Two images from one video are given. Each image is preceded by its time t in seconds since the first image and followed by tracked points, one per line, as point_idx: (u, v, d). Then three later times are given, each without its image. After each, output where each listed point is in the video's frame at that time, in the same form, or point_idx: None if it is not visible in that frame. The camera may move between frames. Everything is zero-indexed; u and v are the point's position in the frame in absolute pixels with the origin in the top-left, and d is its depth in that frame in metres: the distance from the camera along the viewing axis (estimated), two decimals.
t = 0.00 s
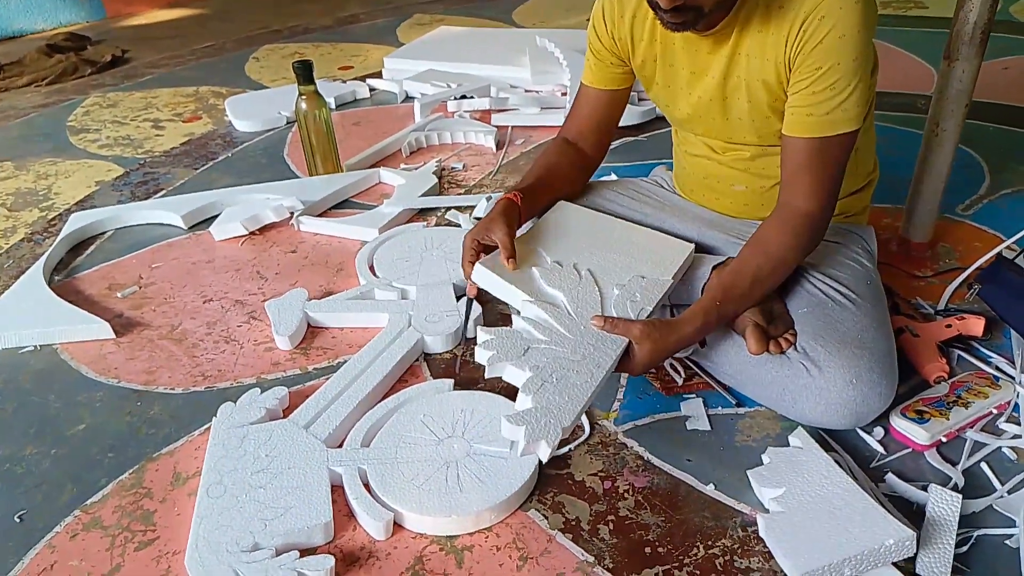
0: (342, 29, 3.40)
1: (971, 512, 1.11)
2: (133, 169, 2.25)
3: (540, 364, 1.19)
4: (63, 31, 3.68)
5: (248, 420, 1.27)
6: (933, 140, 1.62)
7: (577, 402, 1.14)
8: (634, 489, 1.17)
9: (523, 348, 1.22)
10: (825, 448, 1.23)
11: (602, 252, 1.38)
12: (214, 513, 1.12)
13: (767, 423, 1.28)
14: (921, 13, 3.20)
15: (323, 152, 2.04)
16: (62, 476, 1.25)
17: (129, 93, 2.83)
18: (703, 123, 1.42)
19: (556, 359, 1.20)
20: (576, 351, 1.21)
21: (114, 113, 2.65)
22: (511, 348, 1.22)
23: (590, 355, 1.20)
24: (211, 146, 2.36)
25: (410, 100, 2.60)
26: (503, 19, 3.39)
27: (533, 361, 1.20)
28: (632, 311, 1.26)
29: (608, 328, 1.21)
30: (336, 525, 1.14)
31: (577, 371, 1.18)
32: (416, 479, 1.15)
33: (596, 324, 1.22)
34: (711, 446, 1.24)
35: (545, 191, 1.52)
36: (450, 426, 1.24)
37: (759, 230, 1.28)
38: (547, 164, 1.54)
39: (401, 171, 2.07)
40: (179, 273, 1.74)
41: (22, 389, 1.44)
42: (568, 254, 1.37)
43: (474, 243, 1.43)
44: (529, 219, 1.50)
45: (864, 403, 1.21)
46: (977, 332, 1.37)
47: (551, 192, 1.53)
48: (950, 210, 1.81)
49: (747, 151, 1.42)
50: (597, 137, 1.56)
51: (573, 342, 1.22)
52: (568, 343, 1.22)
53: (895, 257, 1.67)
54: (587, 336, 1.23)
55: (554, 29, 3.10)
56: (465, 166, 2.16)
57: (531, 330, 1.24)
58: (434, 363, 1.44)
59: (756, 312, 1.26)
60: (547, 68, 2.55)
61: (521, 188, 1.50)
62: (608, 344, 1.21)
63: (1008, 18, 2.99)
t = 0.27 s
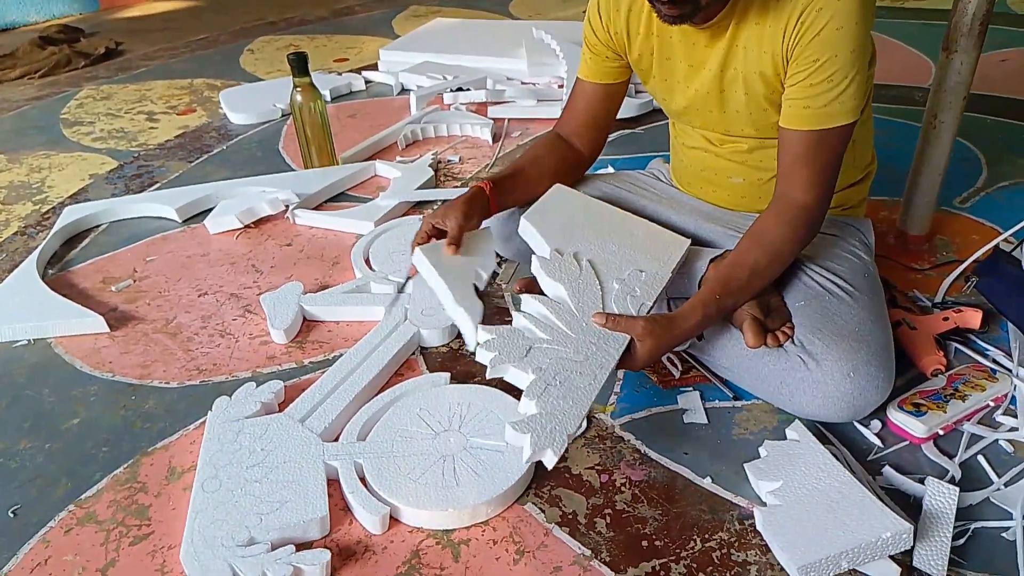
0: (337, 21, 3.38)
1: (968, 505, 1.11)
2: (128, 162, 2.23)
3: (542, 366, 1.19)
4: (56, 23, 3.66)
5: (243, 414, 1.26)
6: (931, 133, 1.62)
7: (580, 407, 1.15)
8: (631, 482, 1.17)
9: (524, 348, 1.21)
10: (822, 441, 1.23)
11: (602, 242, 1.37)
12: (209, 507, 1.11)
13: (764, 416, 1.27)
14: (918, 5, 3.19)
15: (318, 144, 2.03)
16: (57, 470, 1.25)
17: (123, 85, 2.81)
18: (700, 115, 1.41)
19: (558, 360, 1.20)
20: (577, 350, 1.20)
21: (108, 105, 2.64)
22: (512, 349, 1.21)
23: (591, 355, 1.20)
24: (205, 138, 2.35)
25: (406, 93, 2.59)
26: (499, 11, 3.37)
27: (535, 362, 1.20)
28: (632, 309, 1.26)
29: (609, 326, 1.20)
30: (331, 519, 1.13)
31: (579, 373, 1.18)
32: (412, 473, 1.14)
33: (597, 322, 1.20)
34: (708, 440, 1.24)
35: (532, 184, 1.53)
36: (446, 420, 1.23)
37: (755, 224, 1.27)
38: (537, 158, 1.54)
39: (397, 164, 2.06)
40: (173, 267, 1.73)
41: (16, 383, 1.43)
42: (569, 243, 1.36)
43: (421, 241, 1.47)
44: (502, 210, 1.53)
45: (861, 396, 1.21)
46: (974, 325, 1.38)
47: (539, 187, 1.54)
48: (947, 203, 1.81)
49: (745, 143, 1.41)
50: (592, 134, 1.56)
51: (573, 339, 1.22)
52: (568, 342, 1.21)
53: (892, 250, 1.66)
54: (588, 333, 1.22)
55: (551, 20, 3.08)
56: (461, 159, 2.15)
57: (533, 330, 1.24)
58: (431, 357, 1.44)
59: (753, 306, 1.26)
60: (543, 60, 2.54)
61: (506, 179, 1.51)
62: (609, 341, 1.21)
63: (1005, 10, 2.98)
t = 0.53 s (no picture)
0: (344, 19, 3.39)
1: (970, 508, 1.11)
2: (135, 157, 2.24)
3: (617, 408, 1.10)
4: (65, 19, 3.67)
5: (248, 408, 1.26)
6: (937, 137, 1.61)
7: (674, 420, 1.10)
8: (633, 481, 1.18)
9: (590, 403, 1.10)
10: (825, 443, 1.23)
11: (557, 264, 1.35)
12: (213, 500, 1.12)
13: (767, 417, 1.28)
14: (926, 10, 3.18)
15: (325, 141, 2.03)
16: (62, 461, 1.26)
17: (131, 81, 2.82)
18: (713, 111, 1.42)
19: (621, 396, 1.12)
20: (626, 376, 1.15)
21: (116, 101, 2.65)
22: (583, 411, 1.09)
23: (647, 379, 1.15)
24: (213, 134, 2.36)
25: (413, 91, 2.60)
26: (506, 11, 3.38)
27: (610, 412, 1.10)
28: (635, 325, 1.24)
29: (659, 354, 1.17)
30: (334, 514, 1.14)
31: (644, 394, 1.13)
32: (415, 468, 1.15)
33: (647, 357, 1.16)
34: (711, 440, 1.24)
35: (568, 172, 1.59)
36: (450, 416, 1.24)
37: (764, 224, 1.28)
38: (569, 147, 1.59)
39: (403, 162, 2.06)
40: (179, 262, 1.74)
41: (22, 375, 1.43)
42: (534, 271, 1.32)
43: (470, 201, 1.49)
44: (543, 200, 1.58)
45: (864, 398, 1.21)
46: (979, 328, 1.38)
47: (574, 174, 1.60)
48: (953, 207, 1.81)
49: (755, 142, 1.41)
50: (617, 121, 1.59)
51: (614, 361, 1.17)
52: (612, 366, 1.17)
53: (897, 253, 1.66)
54: (630, 361, 1.17)
55: (558, 21, 3.09)
56: (467, 157, 2.15)
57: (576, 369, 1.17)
58: (435, 354, 1.44)
59: (758, 305, 1.26)
60: (550, 60, 2.54)
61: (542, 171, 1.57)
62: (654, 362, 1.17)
63: (1012, 15, 2.98)
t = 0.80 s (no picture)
0: (343, 37, 3.41)
1: (972, 521, 1.11)
2: (135, 177, 2.25)
3: (603, 390, 1.13)
4: (65, 40, 3.70)
5: (248, 428, 1.27)
6: (932, 149, 1.62)
7: (654, 404, 1.16)
8: (634, 497, 1.18)
9: (577, 388, 1.12)
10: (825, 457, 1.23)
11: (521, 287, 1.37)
12: (214, 521, 1.12)
13: (768, 431, 1.28)
14: (921, 22, 3.20)
15: (324, 160, 2.05)
16: (62, 483, 1.26)
17: (131, 101, 2.84)
18: (714, 122, 1.42)
19: (604, 380, 1.15)
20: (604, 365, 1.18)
21: (116, 121, 2.66)
22: (570, 392, 1.11)
23: (622, 366, 1.19)
24: (212, 153, 2.37)
25: (411, 108, 2.61)
26: (503, 28, 3.40)
27: (597, 395, 1.12)
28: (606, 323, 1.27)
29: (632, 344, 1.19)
30: (335, 534, 1.14)
31: (621, 376, 1.17)
32: (416, 487, 1.15)
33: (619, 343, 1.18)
34: (712, 455, 1.24)
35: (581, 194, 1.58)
36: (450, 434, 1.24)
37: (763, 237, 1.28)
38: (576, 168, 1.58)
39: (402, 180, 2.07)
40: (180, 281, 1.75)
41: (23, 397, 1.44)
42: (501, 293, 1.35)
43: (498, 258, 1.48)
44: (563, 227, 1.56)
45: (865, 410, 1.21)
46: (977, 340, 1.38)
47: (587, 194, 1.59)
48: (949, 218, 1.82)
49: (756, 153, 1.42)
50: (622, 132, 1.58)
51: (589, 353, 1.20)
52: (589, 355, 1.20)
53: (895, 265, 1.67)
54: (604, 352, 1.21)
55: (555, 37, 3.11)
56: (465, 174, 2.16)
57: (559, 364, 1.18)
58: (435, 371, 1.44)
59: (757, 318, 1.26)
60: (547, 76, 2.56)
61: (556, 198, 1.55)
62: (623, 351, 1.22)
63: (1005, 26, 3.00)
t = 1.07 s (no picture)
0: (340, 38, 3.41)
1: (967, 522, 1.11)
2: (132, 177, 2.25)
3: (595, 402, 1.13)
4: (62, 40, 3.69)
5: (244, 429, 1.27)
6: (929, 150, 1.63)
7: (646, 411, 1.14)
8: (630, 498, 1.18)
9: (568, 401, 1.12)
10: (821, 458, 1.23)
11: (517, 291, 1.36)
12: (210, 522, 1.12)
13: (764, 433, 1.28)
14: (918, 23, 3.21)
15: (321, 161, 2.04)
16: (58, 485, 1.25)
17: (128, 102, 2.84)
18: (711, 123, 1.43)
19: (596, 392, 1.15)
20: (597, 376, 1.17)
21: (113, 121, 2.66)
22: (561, 407, 1.11)
23: (616, 378, 1.17)
24: (210, 154, 2.37)
25: (409, 110, 2.61)
26: (501, 29, 3.40)
27: (586, 407, 1.12)
28: (598, 332, 1.26)
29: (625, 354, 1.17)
30: (331, 535, 1.14)
31: (614, 388, 1.16)
32: (413, 489, 1.15)
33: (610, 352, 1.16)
34: (708, 456, 1.24)
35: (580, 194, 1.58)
36: (447, 435, 1.24)
37: (758, 238, 1.28)
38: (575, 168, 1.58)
39: (399, 181, 2.07)
40: (177, 282, 1.74)
41: (19, 398, 1.43)
42: (495, 298, 1.32)
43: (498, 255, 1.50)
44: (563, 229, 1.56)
45: (861, 412, 1.21)
46: (973, 341, 1.38)
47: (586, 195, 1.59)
48: (946, 220, 1.82)
49: (752, 154, 1.42)
50: (618, 135, 1.58)
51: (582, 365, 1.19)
52: (581, 368, 1.18)
53: (892, 267, 1.67)
54: (597, 364, 1.19)
55: (553, 38, 3.11)
56: (463, 175, 2.17)
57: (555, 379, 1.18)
58: (432, 373, 1.44)
59: (753, 319, 1.26)
60: (545, 77, 2.56)
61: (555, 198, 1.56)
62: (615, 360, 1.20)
63: (1002, 28, 3.00)
